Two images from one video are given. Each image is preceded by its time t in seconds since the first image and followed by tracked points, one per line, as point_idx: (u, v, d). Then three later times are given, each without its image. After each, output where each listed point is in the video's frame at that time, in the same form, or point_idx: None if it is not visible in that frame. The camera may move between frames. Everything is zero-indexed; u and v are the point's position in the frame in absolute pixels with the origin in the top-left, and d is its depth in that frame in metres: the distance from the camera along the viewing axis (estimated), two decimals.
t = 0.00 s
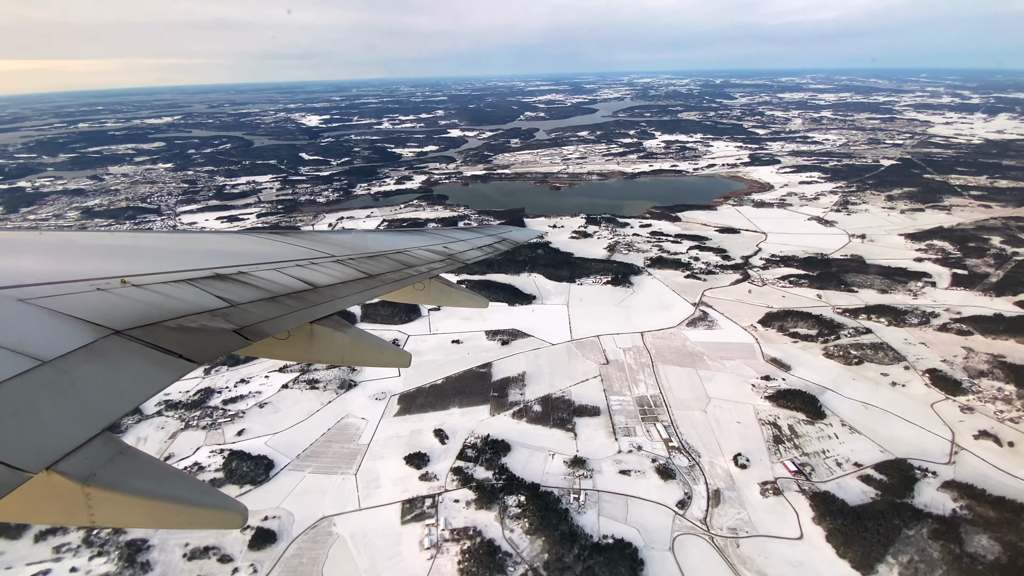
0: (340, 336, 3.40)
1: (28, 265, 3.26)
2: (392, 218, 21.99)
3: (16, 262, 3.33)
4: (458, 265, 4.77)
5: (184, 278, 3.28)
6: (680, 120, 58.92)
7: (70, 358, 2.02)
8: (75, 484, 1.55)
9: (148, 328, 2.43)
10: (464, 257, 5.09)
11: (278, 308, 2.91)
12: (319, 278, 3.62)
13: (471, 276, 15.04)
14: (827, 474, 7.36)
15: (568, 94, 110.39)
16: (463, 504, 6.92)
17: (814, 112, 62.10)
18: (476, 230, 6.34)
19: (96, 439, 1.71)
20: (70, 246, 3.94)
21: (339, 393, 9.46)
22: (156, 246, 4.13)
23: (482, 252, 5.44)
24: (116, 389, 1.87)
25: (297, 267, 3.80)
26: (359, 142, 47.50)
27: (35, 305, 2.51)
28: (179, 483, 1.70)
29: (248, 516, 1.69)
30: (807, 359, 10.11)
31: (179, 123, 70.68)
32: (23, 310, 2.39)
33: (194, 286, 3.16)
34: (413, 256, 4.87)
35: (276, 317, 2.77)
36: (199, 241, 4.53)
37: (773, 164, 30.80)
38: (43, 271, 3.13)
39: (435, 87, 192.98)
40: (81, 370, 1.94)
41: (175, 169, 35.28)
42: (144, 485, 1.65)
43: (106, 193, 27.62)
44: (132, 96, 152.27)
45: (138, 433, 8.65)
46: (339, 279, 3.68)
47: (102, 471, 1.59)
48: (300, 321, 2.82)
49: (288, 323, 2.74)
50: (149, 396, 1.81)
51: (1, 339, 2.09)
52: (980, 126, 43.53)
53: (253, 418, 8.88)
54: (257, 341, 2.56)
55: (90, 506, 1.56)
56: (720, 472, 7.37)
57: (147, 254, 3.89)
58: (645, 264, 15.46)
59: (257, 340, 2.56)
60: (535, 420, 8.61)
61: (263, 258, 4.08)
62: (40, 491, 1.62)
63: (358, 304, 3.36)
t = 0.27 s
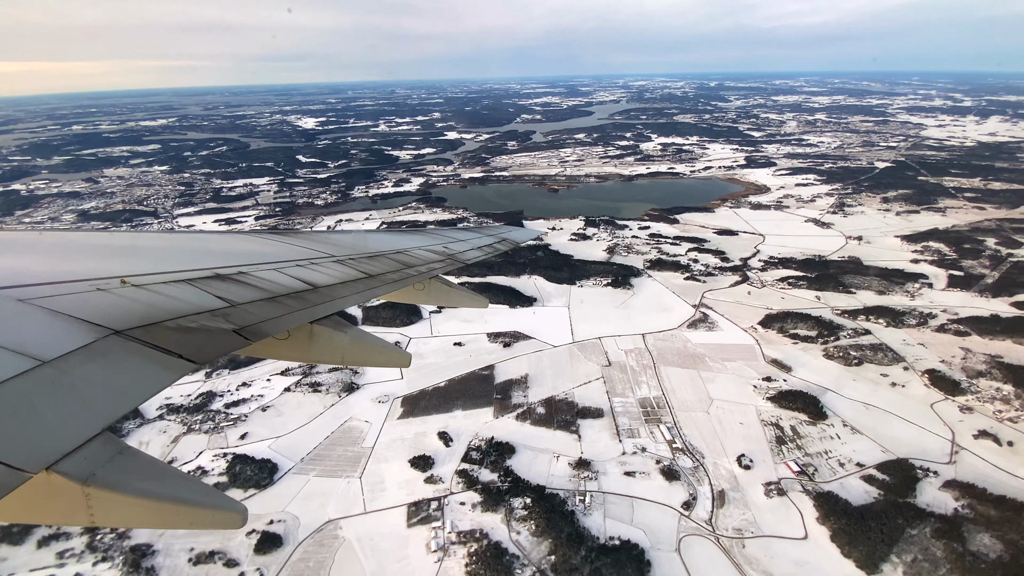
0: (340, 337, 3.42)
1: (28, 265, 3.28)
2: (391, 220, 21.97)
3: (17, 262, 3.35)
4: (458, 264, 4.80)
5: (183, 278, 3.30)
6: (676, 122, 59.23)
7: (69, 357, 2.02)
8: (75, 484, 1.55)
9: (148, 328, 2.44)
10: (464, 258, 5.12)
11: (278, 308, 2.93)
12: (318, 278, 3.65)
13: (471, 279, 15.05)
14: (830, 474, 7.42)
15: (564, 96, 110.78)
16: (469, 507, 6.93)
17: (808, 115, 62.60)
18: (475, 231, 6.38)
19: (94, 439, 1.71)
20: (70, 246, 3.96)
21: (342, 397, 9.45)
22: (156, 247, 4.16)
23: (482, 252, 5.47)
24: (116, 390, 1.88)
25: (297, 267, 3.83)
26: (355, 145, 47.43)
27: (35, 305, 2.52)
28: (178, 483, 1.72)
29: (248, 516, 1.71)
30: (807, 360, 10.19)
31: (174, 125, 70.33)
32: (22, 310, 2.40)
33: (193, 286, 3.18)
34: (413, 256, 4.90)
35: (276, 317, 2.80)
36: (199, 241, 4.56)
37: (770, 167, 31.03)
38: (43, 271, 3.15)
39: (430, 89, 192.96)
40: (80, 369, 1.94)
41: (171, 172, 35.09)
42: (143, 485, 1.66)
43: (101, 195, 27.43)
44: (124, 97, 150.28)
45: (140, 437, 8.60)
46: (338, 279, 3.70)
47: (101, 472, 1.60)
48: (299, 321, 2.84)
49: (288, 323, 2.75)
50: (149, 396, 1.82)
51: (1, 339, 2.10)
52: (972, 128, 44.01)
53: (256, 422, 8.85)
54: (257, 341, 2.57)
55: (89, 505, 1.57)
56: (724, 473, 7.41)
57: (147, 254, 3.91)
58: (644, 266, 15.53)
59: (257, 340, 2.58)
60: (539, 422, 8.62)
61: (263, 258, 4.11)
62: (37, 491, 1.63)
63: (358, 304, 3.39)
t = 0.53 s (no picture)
0: (340, 337, 3.46)
1: (29, 264, 3.29)
2: (390, 223, 21.97)
3: (17, 262, 3.35)
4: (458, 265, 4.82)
5: (183, 278, 3.31)
6: (673, 125, 59.55)
7: (69, 357, 2.03)
8: (75, 484, 1.57)
9: (148, 328, 2.45)
10: (464, 258, 5.15)
11: (277, 308, 2.95)
12: (318, 278, 3.67)
13: (472, 281, 15.06)
14: (833, 475, 7.47)
15: (560, 100, 111.18)
16: (475, 510, 6.93)
17: (803, 118, 63.14)
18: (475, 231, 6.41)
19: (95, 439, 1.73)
20: (69, 245, 3.97)
21: (345, 400, 9.44)
22: (156, 246, 4.17)
23: (481, 252, 5.50)
24: (116, 390, 1.89)
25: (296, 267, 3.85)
26: (352, 147, 47.39)
27: (34, 305, 2.53)
28: (178, 483, 1.73)
29: (247, 517, 1.72)
30: (807, 361, 10.26)
31: (169, 127, 70.04)
32: (22, 310, 2.41)
33: (193, 286, 3.19)
34: (413, 256, 4.93)
35: (276, 317, 2.82)
36: (198, 241, 4.57)
37: (766, 169, 31.25)
38: (43, 271, 3.16)
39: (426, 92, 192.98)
40: (80, 369, 1.95)
41: (167, 174, 34.93)
42: (143, 485, 1.68)
43: (98, 198, 27.28)
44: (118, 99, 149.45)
45: (141, 441, 8.56)
46: (338, 279, 3.72)
47: (101, 472, 1.62)
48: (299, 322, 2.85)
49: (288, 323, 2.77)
50: (148, 396, 1.84)
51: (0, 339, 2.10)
52: (964, 131, 44.49)
53: (259, 426, 8.83)
54: (257, 341, 2.59)
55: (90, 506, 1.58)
56: (728, 474, 7.46)
57: (147, 254, 3.92)
58: (644, 268, 15.60)
59: (257, 340, 2.59)
60: (542, 424, 8.64)
61: (263, 258, 4.12)
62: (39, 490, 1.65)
63: (357, 304, 3.41)
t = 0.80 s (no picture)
0: (340, 337, 3.50)
1: (28, 264, 3.29)
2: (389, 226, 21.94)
3: (18, 262, 3.35)
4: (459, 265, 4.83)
5: (183, 278, 3.32)
6: (668, 128, 59.88)
7: (69, 358, 2.04)
8: (75, 482, 1.58)
9: (148, 328, 2.46)
10: (464, 257, 5.17)
11: (277, 309, 2.96)
12: (319, 278, 3.69)
13: (472, 284, 15.07)
14: (836, 475, 7.53)
15: (556, 103, 111.54)
16: (481, 513, 6.94)
17: (797, 121, 63.67)
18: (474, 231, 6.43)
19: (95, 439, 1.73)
20: (68, 245, 3.97)
21: (348, 404, 9.43)
22: (156, 247, 4.17)
23: (482, 252, 5.52)
24: (116, 391, 1.90)
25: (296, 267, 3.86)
26: (349, 150, 47.33)
27: (34, 305, 2.54)
28: (178, 483, 1.73)
29: (247, 517, 1.72)
30: (808, 363, 10.34)
31: (165, 130, 69.82)
32: (22, 310, 2.42)
33: (193, 287, 3.20)
34: (413, 256, 4.94)
35: (277, 317, 2.83)
36: (197, 241, 4.57)
37: (762, 172, 31.47)
38: (43, 271, 3.16)
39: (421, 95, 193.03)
40: (80, 370, 1.96)
41: (163, 178, 34.75)
42: (143, 486, 1.68)
43: (93, 202, 27.12)
44: (111, 102, 148.79)
45: (142, 446, 8.51)
46: (338, 279, 3.74)
47: (102, 471, 1.62)
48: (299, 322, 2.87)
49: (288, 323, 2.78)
50: (149, 396, 1.85)
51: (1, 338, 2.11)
52: (956, 134, 44.97)
53: (261, 430, 8.81)
54: (258, 341, 2.61)
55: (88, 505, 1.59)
56: (732, 475, 7.50)
57: (147, 254, 3.92)
58: (643, 271, 15.66)
59: (258, 340, 2.61)
60: (546, 427, 8.65)
61: (263, 258, 4.14)
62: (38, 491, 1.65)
63: (357, 304, 3.43)
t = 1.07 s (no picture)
0: (340, 337, 3.52)
1: (29, 264, 3.29)
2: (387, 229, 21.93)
3: (19, 262, 3.36)
4: (460, 265, 4.86)
5: (183, 279, 3.34)
6: (664, 132, 60.18)
7: (69, 358, 2.06)
8: (75, 484, 1.60)
9: (148, 328, 2.48)
10: (464, 258, 5.20)
11: (277, 309, 2.99)
12: (318, 278, 3.71)
13: (472, 287, 15.08)
14: (839, 477, 7.59)
15: (553, 107, 111.93)
16: (487, 516, 6.93)
17: (792, 124, 64.09)
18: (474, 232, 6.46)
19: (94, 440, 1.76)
20: (69, 245, 3.97)
21: (351, 408, 9.42)
22: (156, 247, 4.18)
23: (481, 252, 5.56)
24: (115, 391, 1.92)
25: (296, 268, 3.88)
26: (346, 154, 47.25)
27: (34, 305, 2.55)
28: (177, 483, 1.75)
29: (247, 517, 1.73)
30: (808, 365, 10.41)
31: (160, 134, 69.46)
32: (22, 310, 2.43)
33: (193, 287, 3.22)
34: (412, 256, 4.98)
35: (277, 318, 2.86)
36: (197, 242, 4.58)
37: (758, 175, 31.67)
38: (44, 271, 3.17)
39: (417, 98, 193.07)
40: (80, 370, 1.98)
41: (159, 181, 34.55)
42: (142, 485, 1.69)
43: (89, 206, 26.91)
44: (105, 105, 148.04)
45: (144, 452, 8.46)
46: (337, 279, 3.77)
47: (101, 472, 1.65)
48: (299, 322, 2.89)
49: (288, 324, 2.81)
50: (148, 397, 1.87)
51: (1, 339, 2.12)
52: (948, 137, 45.45)
53: (264, 434, 8.78)
54: (257, 342, 2.63)
55: (88, 506, 1.61)
56: (737, 477, 7.54)
57: (147, 254, 3.94)
58: (643, 274, 15.72)
59: (257, 340, 2.64)
60: (550, 430, 8.66)
61: (263, 258, 4.16)
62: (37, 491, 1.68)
63: (356, 305, 3.46)
